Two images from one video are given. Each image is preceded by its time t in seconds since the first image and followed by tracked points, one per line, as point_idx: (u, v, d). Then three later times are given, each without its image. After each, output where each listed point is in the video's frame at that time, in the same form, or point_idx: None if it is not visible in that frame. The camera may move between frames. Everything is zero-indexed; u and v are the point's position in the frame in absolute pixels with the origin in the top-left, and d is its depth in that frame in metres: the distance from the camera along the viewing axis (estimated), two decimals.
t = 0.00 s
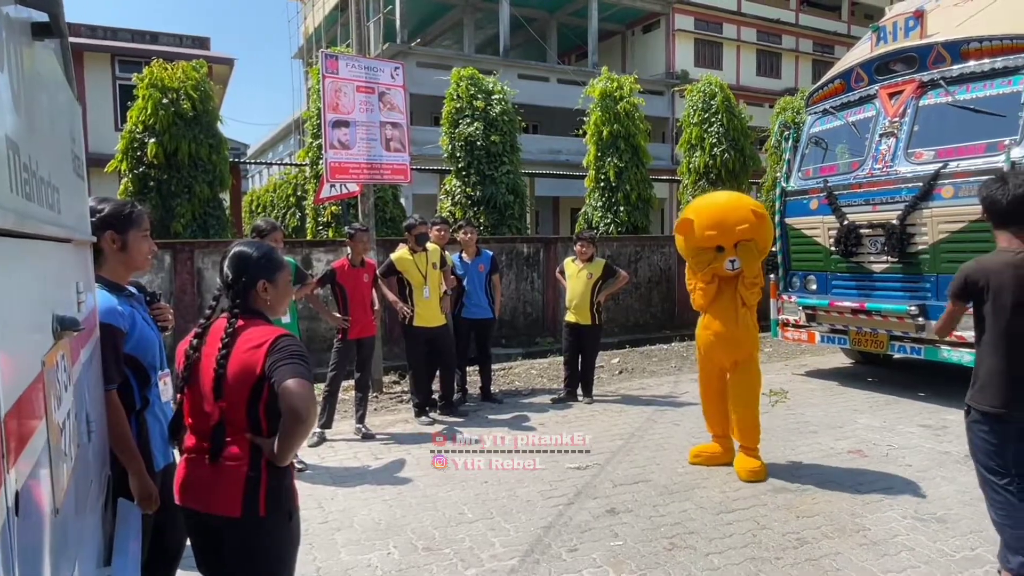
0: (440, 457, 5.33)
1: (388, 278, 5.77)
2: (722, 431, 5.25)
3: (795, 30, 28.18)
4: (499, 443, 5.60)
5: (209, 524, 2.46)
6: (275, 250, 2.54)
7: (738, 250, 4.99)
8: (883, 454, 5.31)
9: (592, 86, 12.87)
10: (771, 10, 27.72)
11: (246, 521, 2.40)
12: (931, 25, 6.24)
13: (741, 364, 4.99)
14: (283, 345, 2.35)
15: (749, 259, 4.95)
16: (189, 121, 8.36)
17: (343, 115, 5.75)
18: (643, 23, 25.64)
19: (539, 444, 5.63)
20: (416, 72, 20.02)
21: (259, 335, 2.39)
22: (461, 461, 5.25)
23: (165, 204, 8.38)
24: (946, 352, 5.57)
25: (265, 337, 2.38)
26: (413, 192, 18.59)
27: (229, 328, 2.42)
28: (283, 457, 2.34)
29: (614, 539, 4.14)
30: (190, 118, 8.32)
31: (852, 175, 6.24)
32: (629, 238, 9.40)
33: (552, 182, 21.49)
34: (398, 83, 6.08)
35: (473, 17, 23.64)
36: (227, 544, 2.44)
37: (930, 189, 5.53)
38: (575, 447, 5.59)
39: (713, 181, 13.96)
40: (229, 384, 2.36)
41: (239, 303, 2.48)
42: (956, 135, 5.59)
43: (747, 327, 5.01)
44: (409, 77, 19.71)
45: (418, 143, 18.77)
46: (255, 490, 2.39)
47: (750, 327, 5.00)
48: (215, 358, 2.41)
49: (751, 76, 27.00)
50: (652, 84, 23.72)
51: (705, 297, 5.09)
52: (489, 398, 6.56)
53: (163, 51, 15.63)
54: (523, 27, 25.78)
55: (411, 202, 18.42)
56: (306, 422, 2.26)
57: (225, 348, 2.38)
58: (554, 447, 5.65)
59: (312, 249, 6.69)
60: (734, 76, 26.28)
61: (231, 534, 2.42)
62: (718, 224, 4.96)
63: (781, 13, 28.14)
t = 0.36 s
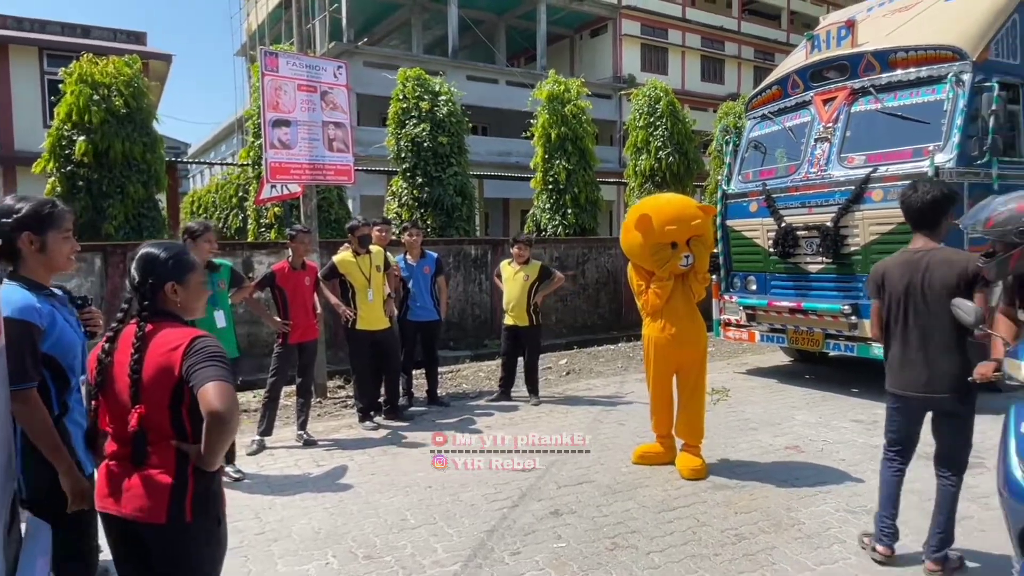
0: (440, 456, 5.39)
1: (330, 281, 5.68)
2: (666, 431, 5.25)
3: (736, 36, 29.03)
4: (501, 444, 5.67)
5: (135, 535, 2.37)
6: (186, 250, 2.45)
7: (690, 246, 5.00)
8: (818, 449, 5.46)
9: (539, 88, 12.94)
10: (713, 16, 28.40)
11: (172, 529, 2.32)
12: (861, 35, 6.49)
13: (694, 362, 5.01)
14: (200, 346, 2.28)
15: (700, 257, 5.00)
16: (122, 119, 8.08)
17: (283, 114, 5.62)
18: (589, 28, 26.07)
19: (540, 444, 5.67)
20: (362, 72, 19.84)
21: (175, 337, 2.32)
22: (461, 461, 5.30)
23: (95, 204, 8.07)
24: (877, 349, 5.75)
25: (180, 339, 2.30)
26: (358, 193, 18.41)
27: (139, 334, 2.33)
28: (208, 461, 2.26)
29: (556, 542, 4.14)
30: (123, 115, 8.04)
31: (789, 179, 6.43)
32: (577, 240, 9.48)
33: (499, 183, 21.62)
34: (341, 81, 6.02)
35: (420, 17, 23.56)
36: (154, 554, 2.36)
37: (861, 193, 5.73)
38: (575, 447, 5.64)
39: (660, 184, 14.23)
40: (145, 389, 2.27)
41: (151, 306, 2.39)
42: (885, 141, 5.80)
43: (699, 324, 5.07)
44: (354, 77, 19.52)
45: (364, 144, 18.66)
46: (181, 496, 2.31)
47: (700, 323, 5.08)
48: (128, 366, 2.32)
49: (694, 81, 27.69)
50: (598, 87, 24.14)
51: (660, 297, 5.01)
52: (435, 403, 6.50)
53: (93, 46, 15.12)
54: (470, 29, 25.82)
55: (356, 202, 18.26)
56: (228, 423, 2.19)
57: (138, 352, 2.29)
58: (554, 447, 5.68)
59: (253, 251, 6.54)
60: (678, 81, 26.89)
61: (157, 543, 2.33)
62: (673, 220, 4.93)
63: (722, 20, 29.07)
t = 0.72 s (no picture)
0: (440, 456, 5.46)
1: (263, 284, 5.60)
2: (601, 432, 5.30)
3: (678, 44, 29.71)
4: (499, 443, 5.74)
5: (28, 550, 2.26)
6: (84, 255, 2.38)
7: (621, 245, 5.04)
8: (749, 446, 5.59)
9: (482, 91, 12.92)
10: (656, 24, 29.03)
11: (65, 544, 2.22)
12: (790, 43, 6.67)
13: (628, 356, 5.10)
14: (97, 352, 2.21)
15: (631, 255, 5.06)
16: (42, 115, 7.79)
17: (213, 113, 5.51)
18: (533, 32, 26.26)
19: (540, 444, 5.72)
20: (304, 72, 19.58)
21: (74, 342, 2.24)
22: (460, 461, 5.38)
23: (13, 204, 7.70)
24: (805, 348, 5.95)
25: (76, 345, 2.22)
26: (300, 194, 18.16)
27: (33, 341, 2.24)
28: (103, 473, 2.18)
29: (489, 546, 4.14)
30: (43, 112, 7.76)
31: (723, 183, 6.58)
32: (520, 242, 9.52)
33: (444, 186, 21.63)
34: (274, 80, 5.92)
35: (364, 17, 23.37)
36: (45, 569, 2.26)
37: (790, 197, 5.90)
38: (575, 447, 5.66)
39: (602, 187, 14.44)
40: (38, 399, 2.19)
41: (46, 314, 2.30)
42: (813, 146, 6.03)
43: (631, 318, 5.15)
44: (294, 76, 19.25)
45: (304, 145, 18.43)
46: (76, 509, 2.22)
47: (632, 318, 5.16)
48: (21, 374, 2.22)
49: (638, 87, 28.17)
50: (542, 91, 24.44)
51: (592, 296, 5.05)
52: (373, 407, 6.44)
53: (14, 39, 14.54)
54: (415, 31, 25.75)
55: (297, 205, 18.03)
56: (123, 433, 2.13)
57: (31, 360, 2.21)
58: (555, 446, 5.72)
59: (184, 254, 6.38)
60: (622, 86, 27.36)
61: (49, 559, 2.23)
62: (603, 219, 4.96)
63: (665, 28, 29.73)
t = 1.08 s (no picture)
0: (440, 457, 5.57)
1: (198, 290, 5.48)
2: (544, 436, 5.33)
3: (625, 51, 30.22)
4: (499, 443, 5.85)
5: None
6: None
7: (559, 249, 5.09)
8: (688, 446, 5.71)
9: (427, 94, 12.89)
10: (602, 31, 29.47)
11: None
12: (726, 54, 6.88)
13: (563, 361, 5.13)
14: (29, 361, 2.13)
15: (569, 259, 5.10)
16: None
17: (146, 114, 5.36)
18: (482, 36, 26.34)
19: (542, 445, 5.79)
20: (247, 74, 19.23)
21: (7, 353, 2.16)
22: (461, 462, 5.48)
23: None
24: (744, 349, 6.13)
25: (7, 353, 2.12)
26: (244, 198, 17.80)
27: None
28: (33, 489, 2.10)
29: (429, 553, 4.12)
30: None
31: (664, 189, 6.72)
32: (467, 247, 9.53)
33: (392, 190, 21.53)
34: (211, 81, 5.80)
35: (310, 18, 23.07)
36: None
37: (727, 203, 6.07)
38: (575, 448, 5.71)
39: (549, 192, 14.55)
40: None
41: None
42: (748, 154, 6.21)
43: (569, 323, 5.20)
44: (235, 77, 18.86)
45: (247, 147, 18.13)
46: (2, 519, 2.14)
47: (569, 322, 5.20)
48: None
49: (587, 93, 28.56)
50: (491, 96, 24.58)
51: (534, 300, 5.09)
52: (315, 415, 6.35)
53: None
54: (362, 35, 25.54)
55: (240, 209, 17.68)
56: (63, 444, 2.04)
57: None
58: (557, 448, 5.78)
59: (117, 260, 6.19)
60: (571, 92, 27.69)
61: None
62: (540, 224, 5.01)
63: (612, 35, 30.20)
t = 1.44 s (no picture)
0: (440, 457, 5.68)
1: (156, 295, 5.37)
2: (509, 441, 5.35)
3: (589, 56, 30.49)
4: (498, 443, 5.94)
5: None
6: None
7: (515, 252, 5.10)
8: (651, 448, 5.77)
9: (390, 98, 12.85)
10: (566, 36, 29.68)
11: None
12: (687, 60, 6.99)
13: (521, 366, 5.12)
14: None
15: (524, 261, 5.10)
16: None
17: (99, 115, 5.23)
18: (446, 40, 26.32)
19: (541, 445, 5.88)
20: (205, 75, 18.90)
21: None
22: (459, 461, 5.60)
23: None
24: (705, 351, 6.24)
25: None
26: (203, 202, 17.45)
27: None
28: None
29: (392, 561, 4.08)
30: None
31: (626, 193, 6.79)
32: (432, 251, 9.50)
33: (356, 194, 21.34)
34: (168, 83, 5.68)
35: (271, 20, 22.80)
36: None
37: (688, 207, 6.18)
38: (574, 447, 5.82)
39: (514, 196, 14.59)
40: None
41: None
42: (708, 159, 6.32)
43: (528, 326, 5.19)
44: (193, 78, 18.52)
45: (207, 150, 17.82)
46: None
47: (529, 324, 5.19)
48: None
49: (552, 97, 28.72)
50: (456, 100, 24.60)
51: (488, 301, 5.08)
52: (276, 423, 6.25)
53: None
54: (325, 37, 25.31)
55: (199, 213, 17.32)
56: None
57: None
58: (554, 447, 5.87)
59: (68, 265, 6.02)
60: (535, 96, 27.82)
61: None
62: (493, 229, 5.04)
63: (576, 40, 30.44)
